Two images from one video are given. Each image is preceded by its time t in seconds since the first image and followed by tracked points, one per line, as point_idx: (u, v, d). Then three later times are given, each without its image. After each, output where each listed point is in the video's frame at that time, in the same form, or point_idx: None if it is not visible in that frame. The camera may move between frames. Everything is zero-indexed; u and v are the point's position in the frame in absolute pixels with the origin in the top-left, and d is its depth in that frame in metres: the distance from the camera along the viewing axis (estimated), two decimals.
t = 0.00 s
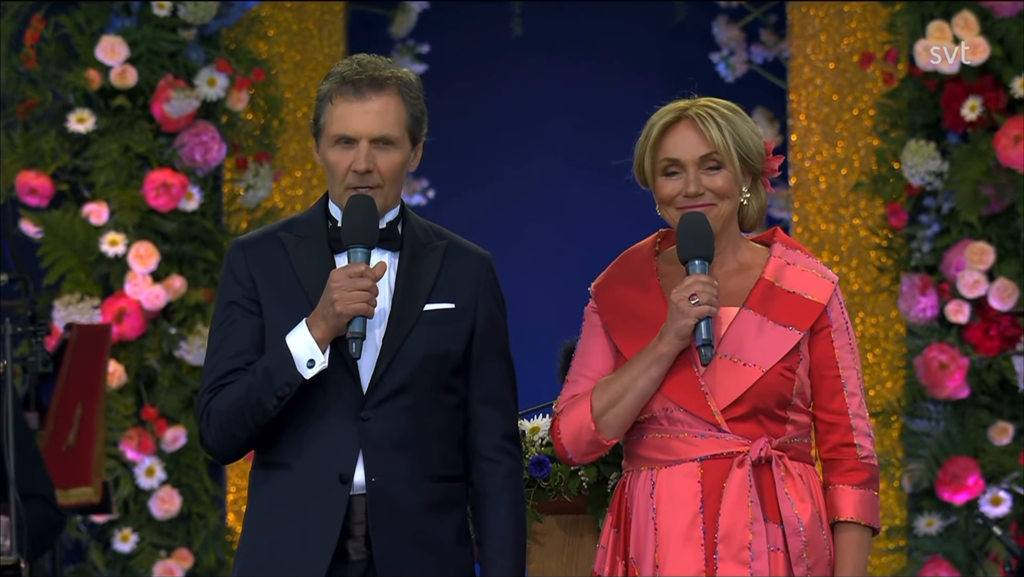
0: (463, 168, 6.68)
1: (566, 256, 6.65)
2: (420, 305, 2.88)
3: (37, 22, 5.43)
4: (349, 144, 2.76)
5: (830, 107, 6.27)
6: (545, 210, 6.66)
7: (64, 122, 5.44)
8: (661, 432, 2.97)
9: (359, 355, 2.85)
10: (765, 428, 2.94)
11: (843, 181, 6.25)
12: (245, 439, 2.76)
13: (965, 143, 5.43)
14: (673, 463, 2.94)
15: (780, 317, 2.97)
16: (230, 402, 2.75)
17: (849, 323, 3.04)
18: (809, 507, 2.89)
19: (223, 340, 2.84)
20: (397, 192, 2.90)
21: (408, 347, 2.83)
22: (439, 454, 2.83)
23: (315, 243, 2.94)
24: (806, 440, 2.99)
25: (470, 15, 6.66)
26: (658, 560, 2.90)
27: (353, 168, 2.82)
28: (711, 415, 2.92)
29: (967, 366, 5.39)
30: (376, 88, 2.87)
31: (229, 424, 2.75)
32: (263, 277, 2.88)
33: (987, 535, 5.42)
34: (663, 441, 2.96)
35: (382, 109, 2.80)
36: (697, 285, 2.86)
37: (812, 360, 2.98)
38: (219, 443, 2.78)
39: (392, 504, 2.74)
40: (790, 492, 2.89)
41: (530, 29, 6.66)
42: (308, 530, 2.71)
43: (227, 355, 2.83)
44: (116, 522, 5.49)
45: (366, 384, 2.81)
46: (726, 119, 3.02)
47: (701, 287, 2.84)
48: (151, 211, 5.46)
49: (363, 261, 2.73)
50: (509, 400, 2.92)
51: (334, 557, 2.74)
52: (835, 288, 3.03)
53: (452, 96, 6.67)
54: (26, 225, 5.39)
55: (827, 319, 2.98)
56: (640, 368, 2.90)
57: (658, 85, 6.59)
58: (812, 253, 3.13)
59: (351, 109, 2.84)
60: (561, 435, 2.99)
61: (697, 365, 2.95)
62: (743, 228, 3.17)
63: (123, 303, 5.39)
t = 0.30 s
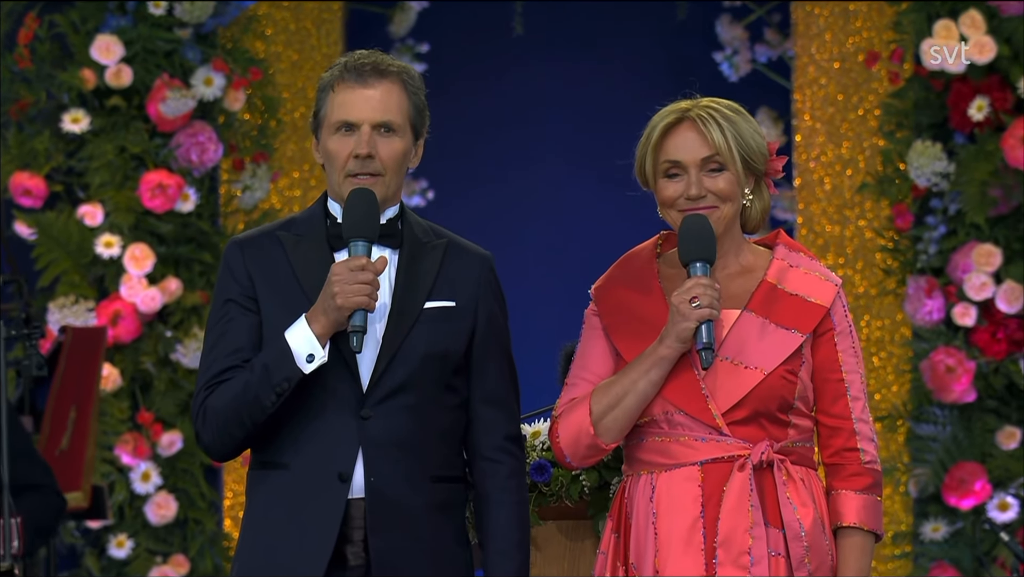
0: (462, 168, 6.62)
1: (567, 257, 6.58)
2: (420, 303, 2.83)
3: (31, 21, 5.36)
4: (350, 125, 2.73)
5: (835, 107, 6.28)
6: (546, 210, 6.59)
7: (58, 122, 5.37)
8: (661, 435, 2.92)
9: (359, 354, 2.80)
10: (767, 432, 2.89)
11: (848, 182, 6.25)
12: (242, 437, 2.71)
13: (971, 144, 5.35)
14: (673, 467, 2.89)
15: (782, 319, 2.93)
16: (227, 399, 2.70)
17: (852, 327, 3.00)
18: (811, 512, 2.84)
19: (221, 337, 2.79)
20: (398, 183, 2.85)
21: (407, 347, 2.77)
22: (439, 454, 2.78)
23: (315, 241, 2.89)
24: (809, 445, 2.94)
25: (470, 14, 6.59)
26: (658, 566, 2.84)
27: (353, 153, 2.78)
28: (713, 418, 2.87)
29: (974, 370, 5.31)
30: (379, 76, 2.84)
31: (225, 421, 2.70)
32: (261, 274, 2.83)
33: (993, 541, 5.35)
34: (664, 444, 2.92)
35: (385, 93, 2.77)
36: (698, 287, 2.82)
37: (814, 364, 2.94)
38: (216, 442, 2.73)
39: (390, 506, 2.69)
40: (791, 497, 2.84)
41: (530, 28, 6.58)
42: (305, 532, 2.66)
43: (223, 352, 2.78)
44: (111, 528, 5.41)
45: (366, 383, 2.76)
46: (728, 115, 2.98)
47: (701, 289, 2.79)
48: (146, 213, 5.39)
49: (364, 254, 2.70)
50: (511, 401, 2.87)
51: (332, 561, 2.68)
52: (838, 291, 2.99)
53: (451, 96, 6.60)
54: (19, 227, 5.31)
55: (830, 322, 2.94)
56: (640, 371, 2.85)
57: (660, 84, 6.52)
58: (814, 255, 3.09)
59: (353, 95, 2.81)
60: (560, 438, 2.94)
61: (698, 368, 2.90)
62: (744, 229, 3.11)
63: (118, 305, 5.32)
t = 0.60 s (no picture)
0: (462, 168, 6.54)
1: (568, 258, 6.49)
2: (420, 307, 2.75)
3: (23, 19, 5.27)
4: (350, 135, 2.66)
5: (841, 108, 6.18)
6: (547, 211, 6.50)
7: (51, 123, 5.28)
8: (663, 439, 2.86)
9: (356, 358, 2.72)
10: (770, 437, 2.83)
11: (854, 184, 6.18)
12: (238, 442, 2.64)
13: (979, 144, 5.27)
14: (675, 472, 2.84)
15: (786, 322, 2.87)
16: (221, 403, 2.63)
17: (857, 330, 2.94)
18: (815, 518, 2.79)
19: (216, 340, 2.72)
20: (399, 189, 2.78)
21: (406, 351, 2.70)
22: (439, 461, 2.70)
23: (312, 243, 2.82)
24: (813, 449, 2.88)
25: (470, 12, 6.52)
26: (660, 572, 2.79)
27: (353, 161, 2.71)
28: (715, 422, 2.82)
29: (982, 374, 5.23)
30: (379, 81, 2.77)
31: (220, 426, 2.63)
32: (257, 276, 2.75)
33: (1002, 549, 5.26)
34: (666, 449, 2.86)
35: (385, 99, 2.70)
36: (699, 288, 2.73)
37: (819, 367, 2.88)
38: (210, 448, 2.66)
39: (389, 513, 2.62)
40: (796, 502, 2.79)
41: (531, 26, 6.51)
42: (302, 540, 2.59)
43: (218, 356, 2.70)
44: (104, 535, 5.33)
45: (364, 388, 2.69)
46: (733, 115, 2.90)
47: (703, 289, 2.71)
48: (141, 215, 5.30)
49: (361, 256, 2.66)
50: (510, 408, 2.78)
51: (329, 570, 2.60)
52: (843, 293, 2.93)
53: (451, 96, 6.52)
54: (11, 229, 5.22)
55: (835, 324, 2.89)
56: (641, 373, 2.77)
57: (663, 84, 6.44)
58: (820, 257, 3.02)
59: (352, 102, 2.74)
60: (559, 442, 2.87)
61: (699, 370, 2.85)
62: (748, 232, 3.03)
63: (112, 309, 5.22)
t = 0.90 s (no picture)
0: (463, 169, 6.46)
1: (570, 260, 6.41)
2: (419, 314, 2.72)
3: (17, 18, 5.20)
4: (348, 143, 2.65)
5: (846, 107, 6.12)
6: (548, 212, 6.43)
7: (45, 123, 5.21)
8: (666, 444, 2.79)
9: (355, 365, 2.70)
10: (775, 441, 2.77)
11: (860, 185, 6.10)
12: (234, 450, 2.62)
13: (987, 144, 5.18)
14: (678, 476, 2.77)
15: (791, 324, 2.80)
16: (217, 411, 2.62)
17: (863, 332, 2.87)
18: (820, 523, 2.72)
19: (214, 346, 2.70)
20: (399, 193, 2.77)
21: (405, 358, 2.67)
22: (438, 469, 2.68)
23: (312, 248, 2.80)
24: (819, 454, 2.81)
25: (470, 12, 6.45)
26: None
27: (353, 168, 2.70)
28: (719, 426, 2.74)
29: (989, 378, 5.15)
30: (377, 86, 2.76)
31: (216, 433, 2.61)
32: (256, 281, 2.74)
33: (1010, 555, 5.18)
34: (669, 453, 2.79)
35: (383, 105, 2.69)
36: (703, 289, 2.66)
37: (824, 371, 2.81)
38: (207, 455, 2.64)
39: (386, 521, 2.60)
40: (801, 507, 2.72)
41: (531, 26, 6.43)
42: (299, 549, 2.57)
43: (216, 362, 2.69)
44: (99, 541, 5.25)
45: (361, 396, 2.67)
46: (737, 115, 2.83)
47: (706, 291, 2.64)
48: (136, 216, 5.23)
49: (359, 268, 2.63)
50: (512, 414, 2.77)
51: None
52: (849, 296, 2.86)
53: (451, 96, 6.45)
54: (4, 230, 5.15)
55: (841, 327, 2.82)
56: (644, 375, 2.70)
57: (665, 83, 6.37)
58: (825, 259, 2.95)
59: (350, 108, 2.73)
60: (561, 446, 2.79)
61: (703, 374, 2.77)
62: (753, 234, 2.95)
63: (107, 311, 5.16)
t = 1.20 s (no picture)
0: (463, 169, 6.38)
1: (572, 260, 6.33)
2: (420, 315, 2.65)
3: (9, 17, 5.13)
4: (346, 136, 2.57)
5: (852, 107, 6.04)
6: (550, 213, 6.35)
7: (38, 123, 5.13)
8: (667, 451, 2.71)
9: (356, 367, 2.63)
10: (777, 448, 2.68)
11: (865, 186, 6.03)
12: (233, 455, 2.55)
13: (995, 145, 5.10)
14: (679, 485, 2.68)
15: (793, 330, 2.72)
16: (216, 416, 2.54)
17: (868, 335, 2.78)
18: (825, 531, 2.63)
19: (212, 350, 2.62)
20: (399, 190, 2.69)
21: (407, 359, 2.60)
22: (441, 474, 2.60)
23: (311, 249, 2.72)
24: (823, 460, 2.73)
25: (471, 10, 6.37)
26: None
27: (350, 163, 2.62)
28: (720, 435, 2.66)
29: (998, 382, 5.06)
30: (375, 80, 2.68)
31: (214, 439, 2.54)
32: (255, 284, 2.66)
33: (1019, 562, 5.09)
34: (669, 461, 2.70)
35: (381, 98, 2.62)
36: (704, 303, 2.56)
37: (828, 375, 2.73)
38: (206, 462, 2.57)
39: (389, 527, 2.52)
40: (805, 515, 2.63)
41: (533, 24, 6.36)
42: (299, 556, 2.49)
43: (215, 366, 2.61)
44: (93, 548, 5.17)
45: (364, 398, 2.59)
46: (737, 120, 2.74)
47: (708, 307, 2.53)
48: (130, 217, 5.15)
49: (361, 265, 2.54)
50: (517, 420, 2.70)
51: None
52: (853, 298, 2.78)
53: (452, 95, 6.37)
54: None
55: (844, 331, 2.73)
56: (642, 391, 2.62)
57: (669, 82, 6.29)
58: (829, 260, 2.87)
59: (347, 103, 2.65)
60: (558, 457, 2.71)
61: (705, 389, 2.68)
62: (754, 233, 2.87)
63: (101, 314, 5.07)
